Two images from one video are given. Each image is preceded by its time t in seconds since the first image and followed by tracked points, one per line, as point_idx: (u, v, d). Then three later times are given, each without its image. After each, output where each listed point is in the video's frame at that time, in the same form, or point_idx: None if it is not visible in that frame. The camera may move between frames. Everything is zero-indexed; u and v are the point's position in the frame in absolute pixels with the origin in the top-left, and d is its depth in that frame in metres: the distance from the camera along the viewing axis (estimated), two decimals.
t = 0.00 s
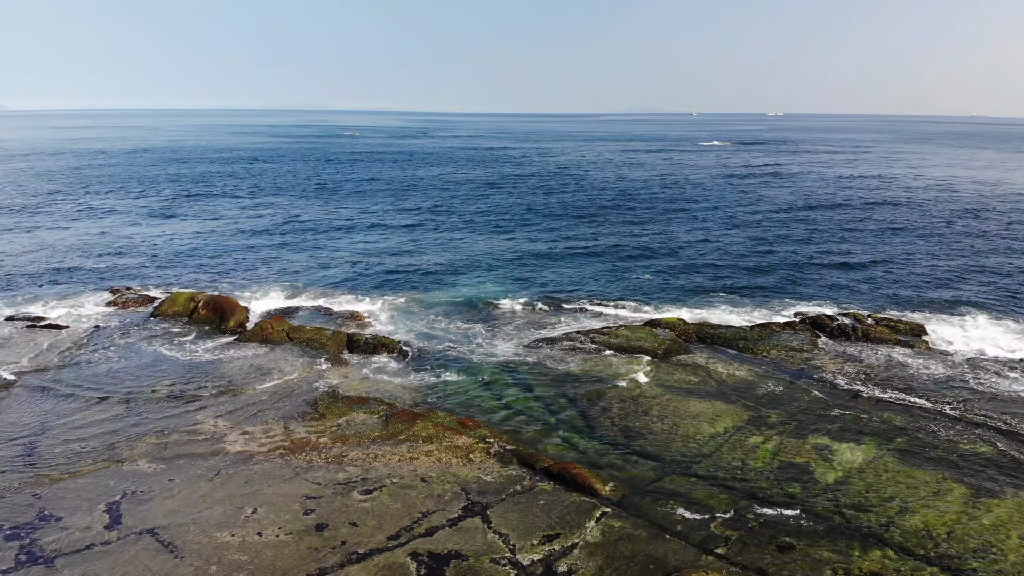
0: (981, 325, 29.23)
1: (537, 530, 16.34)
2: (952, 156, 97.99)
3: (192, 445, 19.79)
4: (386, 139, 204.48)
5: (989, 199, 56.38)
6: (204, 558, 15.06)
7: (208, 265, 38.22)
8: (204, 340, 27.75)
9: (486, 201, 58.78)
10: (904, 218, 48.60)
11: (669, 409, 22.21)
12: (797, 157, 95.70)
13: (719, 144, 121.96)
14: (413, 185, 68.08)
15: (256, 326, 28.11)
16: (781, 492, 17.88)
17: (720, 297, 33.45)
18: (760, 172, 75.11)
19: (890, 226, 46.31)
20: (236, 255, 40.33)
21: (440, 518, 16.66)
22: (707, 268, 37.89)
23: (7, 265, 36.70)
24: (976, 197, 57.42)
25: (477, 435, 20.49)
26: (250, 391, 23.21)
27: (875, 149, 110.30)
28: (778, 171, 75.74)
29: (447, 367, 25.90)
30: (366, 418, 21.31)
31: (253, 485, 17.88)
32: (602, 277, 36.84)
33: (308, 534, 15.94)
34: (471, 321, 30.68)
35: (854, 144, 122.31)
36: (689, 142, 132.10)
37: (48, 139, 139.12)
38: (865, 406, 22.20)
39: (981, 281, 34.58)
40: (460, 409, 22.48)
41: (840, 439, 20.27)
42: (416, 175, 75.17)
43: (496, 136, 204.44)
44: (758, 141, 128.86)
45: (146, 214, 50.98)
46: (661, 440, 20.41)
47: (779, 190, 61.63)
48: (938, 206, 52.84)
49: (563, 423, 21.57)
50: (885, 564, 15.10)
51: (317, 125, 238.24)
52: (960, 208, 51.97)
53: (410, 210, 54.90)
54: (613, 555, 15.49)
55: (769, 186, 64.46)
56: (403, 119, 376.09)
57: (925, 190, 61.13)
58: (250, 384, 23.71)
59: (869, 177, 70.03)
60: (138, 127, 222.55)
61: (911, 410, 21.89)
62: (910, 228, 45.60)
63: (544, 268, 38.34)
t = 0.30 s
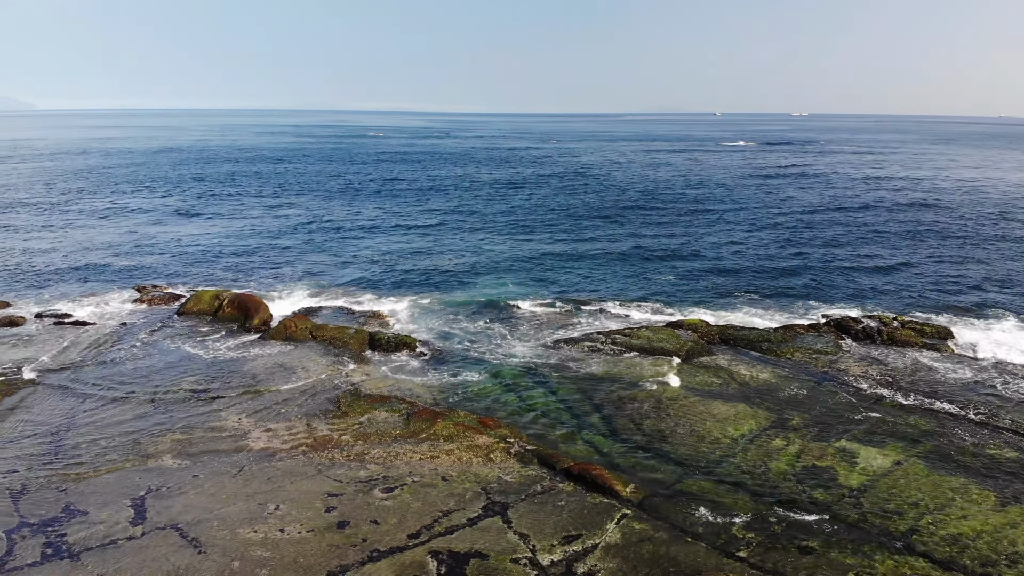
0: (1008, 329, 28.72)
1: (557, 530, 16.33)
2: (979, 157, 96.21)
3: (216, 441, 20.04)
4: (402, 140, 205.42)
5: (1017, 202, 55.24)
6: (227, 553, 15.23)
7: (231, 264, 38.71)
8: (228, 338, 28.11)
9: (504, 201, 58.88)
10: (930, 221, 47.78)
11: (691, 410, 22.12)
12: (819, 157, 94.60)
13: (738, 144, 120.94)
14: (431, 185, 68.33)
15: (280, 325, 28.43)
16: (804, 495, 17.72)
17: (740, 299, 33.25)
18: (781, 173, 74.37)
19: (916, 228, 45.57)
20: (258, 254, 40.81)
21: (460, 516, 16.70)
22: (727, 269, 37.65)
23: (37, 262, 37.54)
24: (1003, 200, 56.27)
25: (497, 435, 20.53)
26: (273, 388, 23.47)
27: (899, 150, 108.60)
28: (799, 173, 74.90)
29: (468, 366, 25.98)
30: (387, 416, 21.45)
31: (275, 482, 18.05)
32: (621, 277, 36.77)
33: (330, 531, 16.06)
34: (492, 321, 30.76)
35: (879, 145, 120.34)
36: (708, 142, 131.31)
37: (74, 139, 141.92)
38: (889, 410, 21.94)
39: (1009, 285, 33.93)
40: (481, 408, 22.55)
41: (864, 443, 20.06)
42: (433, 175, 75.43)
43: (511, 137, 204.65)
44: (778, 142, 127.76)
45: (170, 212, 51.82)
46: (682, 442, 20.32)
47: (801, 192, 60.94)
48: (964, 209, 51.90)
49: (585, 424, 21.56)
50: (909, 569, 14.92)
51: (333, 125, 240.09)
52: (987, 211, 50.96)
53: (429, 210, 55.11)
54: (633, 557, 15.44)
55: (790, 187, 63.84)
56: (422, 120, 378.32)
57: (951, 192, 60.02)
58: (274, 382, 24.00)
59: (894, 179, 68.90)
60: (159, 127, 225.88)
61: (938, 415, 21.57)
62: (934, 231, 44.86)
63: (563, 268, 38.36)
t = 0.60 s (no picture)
0: None
1: (577, 532, 16.28)
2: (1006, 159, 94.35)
3: (239, 438, 20.27)
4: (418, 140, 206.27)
5: None
6: (250, 549, 15.37)
7: (254, 263, 39.16)
8: (253, 336, 28.46)
9: (522, 202, 58.90)
10: (956, 223, 46.96)
11: (713, 413, 21.99)
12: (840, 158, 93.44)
13: (758, 145, 119.77)
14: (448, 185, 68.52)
15: (303, 323, 28.71)
16: (827, 499, 17.52)
17: (761, 301, 32.99)
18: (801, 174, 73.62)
19: (942, 231, 44.77)
20: (280, 253, 41.21)
21: (480, 516, 16.72)
22: (748, 271, 37.37)
23: (67, 260, 38.33)
24: None
25: (517, 435, 20.55)
26: (296, 386, 23.69)
27: (923, 151, 106.78)
28: (820, 174, 74.05)
29: (489, 366, 26.02)
30: (409, 415, 21.56)
31: (297, 479, 18.20)
32: (640, 279, 36.64)
33: (352, 529, 16.17)
34: (512, 321, 30.79)
35: (905, 146, 118.34)
36: (728, 142, 130.32)
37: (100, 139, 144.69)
38: (915, 414, 21.65)
39: None
40: (503, 408, 22.59)
41: (889, 447, 19.79)
42: (450, 176, 75.62)
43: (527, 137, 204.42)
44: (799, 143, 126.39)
45: (192, 211, 52.59)
46: (704, 444, 20.21)
47: (823, 194, 60.23)
48: (992, 212, 50.89)
49: (607, 425, 21.52)
50: None
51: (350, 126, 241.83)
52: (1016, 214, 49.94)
53: (447, 210, 55.26)
54: (654, 559, 15.35)
55: (811, 188, 63.12)
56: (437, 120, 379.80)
57: (978, 194, 58.89)
58: (298, 380, 24.24)
59: (919, 180, 67.70)
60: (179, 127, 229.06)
61: (964, 420, 21.22)
62: (960, 233, 44.08)
63: (581, 269, 38.31)
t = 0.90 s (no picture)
0: None
1: (595, 533, 16.24)
2: None
3: (258, 436, 20.46)
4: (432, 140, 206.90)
5: None
6: (270, 546, 15.50)
7: (274, 262, 39.53)
8: (274, 334, 28.74)
9: (538, 202, 58.89)
10: (980, 226, 46.17)
11: (733, 415, 21.87)
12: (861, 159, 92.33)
13: (777, 146, 118.66)
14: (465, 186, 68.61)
15: (324, 322, 28.93)
16: (848, 504, 17.33)
17: (780, 303, 32.74)
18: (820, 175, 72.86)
19: (967, 234, 44.01)
20: (299, 252, 41.59)
21: (498, 516, 16.73)
22: (767, 273, 37.10)
23: (91, 257, 39.02)
24: None
25: (536, 435, 20.55)
26: (316, 385, 23.88)
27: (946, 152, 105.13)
28: (839, 175, 73.27)
29: (508, 367, 26.02)
30: (427, 414, 21.65)
31: (317, 477, 18.33)
32: (657, 279, 36.51)
33: (370, 526, 16.26)
34: (530, 322, 30.80)
35: (928, 147, 116.45)
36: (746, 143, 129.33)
37: (126, 138, 147.11)
38: (938, 418, 21.36)
39: None
40: (522, 409, 22.60)
41: (912, 452, 19.54)
42: (466, 176, 75.72)
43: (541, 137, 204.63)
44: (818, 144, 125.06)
45: (212, 210, 53.22)
46: (724, 447, 20.10)
47: (843, 195, 59.54)
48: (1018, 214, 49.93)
49: (627, 426, 21.46)
50: None
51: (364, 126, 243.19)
52: None
53: (464, 211, 55.37)
54: (672, 562, 15.28)
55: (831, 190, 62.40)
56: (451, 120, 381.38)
57: (1003, 196, 57.83)
58: (318, 379, 24.42)
59: (942, 182, 66.65)
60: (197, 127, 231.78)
61: (989, 425, 20.88)
62: (984, 236, 43.35)
63: (598, 270, 38.23)
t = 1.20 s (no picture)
0: None
1: (605, 534, 16.21)
2: None
3: (271, 434, 20.58)
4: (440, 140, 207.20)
5: None
6: (281, 544, 15.60)
7: (286, 261, 39.76)
8: (287, 333, 28.89)
9: (548, 202, 58.86)
10: (995, 227, 45.72)
11: (746, 416, 21.78)
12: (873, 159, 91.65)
13: (788, 147, 117.94)
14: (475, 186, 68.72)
15: (336, 321, 29.07)
16: (861, 506, 17.22)
17: (792, 304, 32.58)
18: (832, 176, 72.39)
19: (982, 235, 43.53)
20: (311, 252, 41.83)
21: (508, 516, 16.74)
22: (778, 274, 36.93)
23: (106, 256, 39.44)
24: None
25: (546, 435, 20.55)
26: (328, 384, 24.00)
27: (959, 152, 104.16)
28: (851, 176, 72.78)
29: (519, 366, 26.03)
30: (439, 413, 21.71)
31: (328, 475, 18.41)
32: (668, 280, 36.42)
33: (381, 525, 16.31)
34: (541, 322, 30.82)
35: (942, 148, 115.61)
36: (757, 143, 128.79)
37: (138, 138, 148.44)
38: (951, 421, 21.19)
39: None
40: (533, 409, 22.60)
41: (926, 454, 19.40)
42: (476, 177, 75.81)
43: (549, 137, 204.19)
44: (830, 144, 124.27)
45: (224, 210, 53.63)
46: (735, 448, 20.02)
47: (856, 196, 59.15)
48: None
49: (638, 428, 21.41)
50: None
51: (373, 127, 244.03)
52: None
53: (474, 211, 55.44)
54: (684, 563, 15.22)
55: (843, 191, 62.01)
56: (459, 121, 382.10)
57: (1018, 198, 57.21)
58: (330, 378, 24.55)
59: (956, 183, 66.07)
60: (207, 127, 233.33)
61: (1005, 428, 20.66)
62: (998, 238, 42.92)
63: (608, 271, 38.20)
